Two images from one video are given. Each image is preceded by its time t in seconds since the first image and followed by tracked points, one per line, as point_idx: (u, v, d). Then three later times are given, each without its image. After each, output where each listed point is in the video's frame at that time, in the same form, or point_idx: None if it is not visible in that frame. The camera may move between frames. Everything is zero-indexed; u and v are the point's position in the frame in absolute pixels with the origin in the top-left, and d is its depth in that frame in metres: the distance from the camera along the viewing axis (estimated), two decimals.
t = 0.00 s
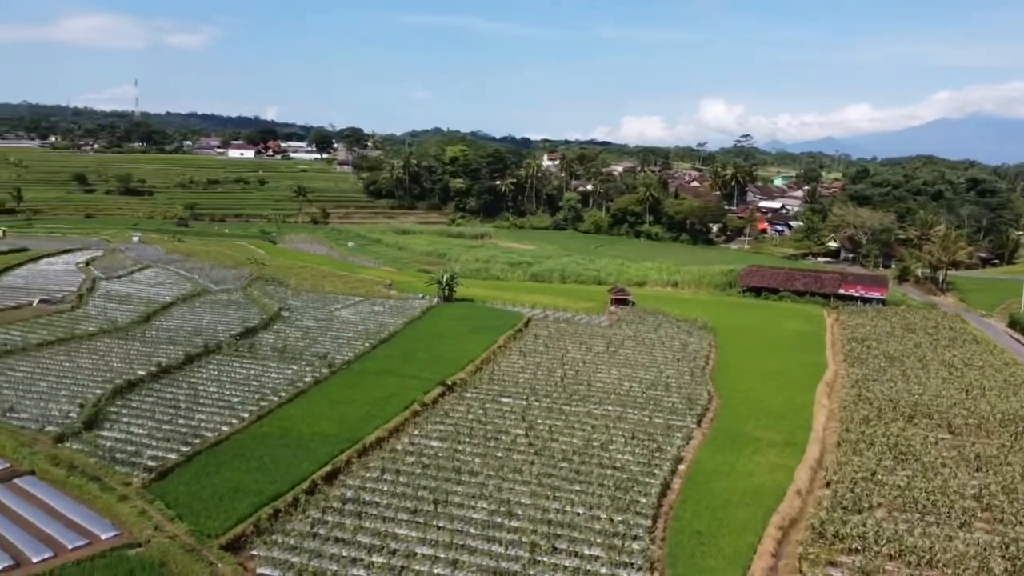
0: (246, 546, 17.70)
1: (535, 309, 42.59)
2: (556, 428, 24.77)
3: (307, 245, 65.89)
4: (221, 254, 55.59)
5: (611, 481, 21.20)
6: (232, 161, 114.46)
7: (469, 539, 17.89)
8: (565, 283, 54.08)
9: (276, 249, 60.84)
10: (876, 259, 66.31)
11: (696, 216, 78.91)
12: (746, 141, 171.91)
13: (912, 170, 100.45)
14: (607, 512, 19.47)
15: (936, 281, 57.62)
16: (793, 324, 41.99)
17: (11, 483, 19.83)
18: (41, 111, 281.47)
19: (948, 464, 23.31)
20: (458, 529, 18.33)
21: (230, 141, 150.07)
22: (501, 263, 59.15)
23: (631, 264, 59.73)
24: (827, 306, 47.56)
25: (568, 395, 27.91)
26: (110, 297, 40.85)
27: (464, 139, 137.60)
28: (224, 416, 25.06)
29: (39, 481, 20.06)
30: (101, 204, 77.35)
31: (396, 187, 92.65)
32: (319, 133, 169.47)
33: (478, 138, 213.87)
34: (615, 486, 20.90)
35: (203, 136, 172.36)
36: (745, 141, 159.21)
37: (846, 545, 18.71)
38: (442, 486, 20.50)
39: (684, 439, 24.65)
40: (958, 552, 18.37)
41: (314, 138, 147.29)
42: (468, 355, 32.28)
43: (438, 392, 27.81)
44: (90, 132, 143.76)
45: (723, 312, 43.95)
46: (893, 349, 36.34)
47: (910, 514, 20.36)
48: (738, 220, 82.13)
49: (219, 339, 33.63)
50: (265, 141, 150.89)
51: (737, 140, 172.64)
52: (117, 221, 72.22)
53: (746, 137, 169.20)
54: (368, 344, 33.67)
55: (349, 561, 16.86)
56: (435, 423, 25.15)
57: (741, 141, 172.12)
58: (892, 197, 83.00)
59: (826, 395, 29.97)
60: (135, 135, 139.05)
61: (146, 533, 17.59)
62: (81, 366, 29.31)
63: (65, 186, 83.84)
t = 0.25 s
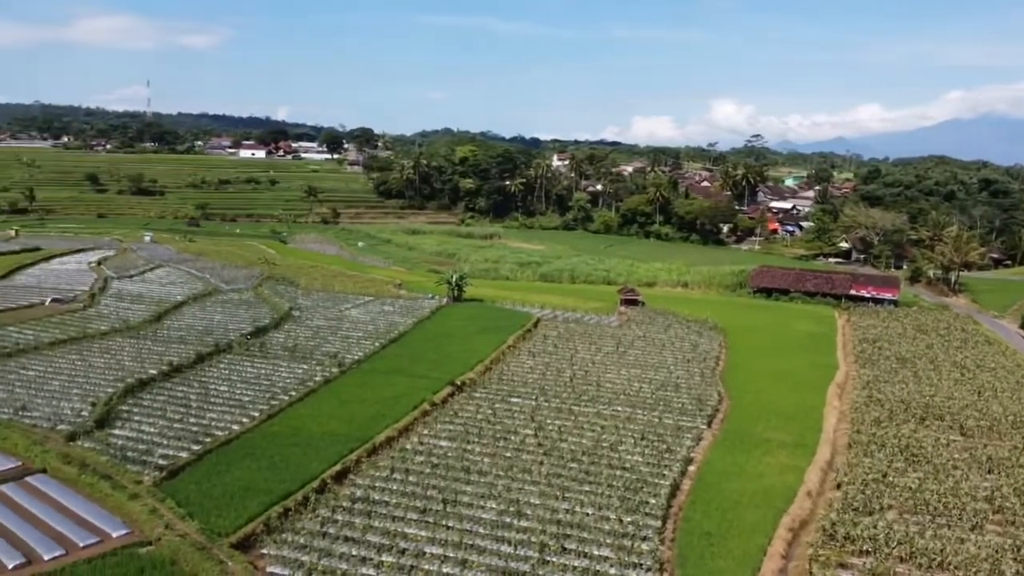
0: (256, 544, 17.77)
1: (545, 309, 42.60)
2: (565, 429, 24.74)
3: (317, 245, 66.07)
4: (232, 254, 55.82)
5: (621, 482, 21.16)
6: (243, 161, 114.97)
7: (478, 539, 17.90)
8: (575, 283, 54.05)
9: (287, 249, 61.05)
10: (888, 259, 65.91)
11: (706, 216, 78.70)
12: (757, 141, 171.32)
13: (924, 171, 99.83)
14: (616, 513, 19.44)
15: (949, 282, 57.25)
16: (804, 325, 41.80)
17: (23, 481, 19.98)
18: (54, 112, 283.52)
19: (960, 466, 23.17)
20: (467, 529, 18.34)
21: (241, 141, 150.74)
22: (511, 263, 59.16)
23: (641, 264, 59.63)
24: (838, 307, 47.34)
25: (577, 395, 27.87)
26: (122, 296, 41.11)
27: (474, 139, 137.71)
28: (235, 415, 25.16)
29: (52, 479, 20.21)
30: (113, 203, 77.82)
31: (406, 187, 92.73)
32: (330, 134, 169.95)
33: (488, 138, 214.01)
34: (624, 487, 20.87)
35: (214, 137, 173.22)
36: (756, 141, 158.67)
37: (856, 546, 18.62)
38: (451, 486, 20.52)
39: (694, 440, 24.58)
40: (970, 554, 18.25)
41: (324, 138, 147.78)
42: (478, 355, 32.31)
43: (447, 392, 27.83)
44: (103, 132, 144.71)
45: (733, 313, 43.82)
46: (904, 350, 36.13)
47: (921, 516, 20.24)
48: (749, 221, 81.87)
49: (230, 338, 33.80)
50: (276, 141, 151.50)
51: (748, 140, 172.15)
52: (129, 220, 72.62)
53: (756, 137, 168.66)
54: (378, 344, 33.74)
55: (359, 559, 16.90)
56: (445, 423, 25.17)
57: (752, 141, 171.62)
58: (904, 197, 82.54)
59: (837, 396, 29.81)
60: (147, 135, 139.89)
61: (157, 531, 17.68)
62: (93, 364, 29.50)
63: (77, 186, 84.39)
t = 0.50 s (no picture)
0: (267, 543, 17.86)
1: (556, 309, 42.61)
2: (576, 429, 24.72)
3: (328, 245, 66.28)
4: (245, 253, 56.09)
5: (631, 483, 21.12)
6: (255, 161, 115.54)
7: (488, 539, 17.92)
8: (585, 283, 54.03)
9: (299, 249, 61.27)
10: (901, 260, 65.38)
11: (718, 216, 78.45)
12: (770, 141, 170.67)
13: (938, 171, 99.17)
14: (627, 514, 19.41)
15: (962, 283, 56.85)
16: (815, 326, 41.59)
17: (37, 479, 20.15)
18: (70, 112, 285.40)
19: (973, 468, 23.00)
20: (477, 529, 18.36)
21: (254, 142, 151.52)
22: (522, 264, 59.17)
23: (652, 265, 59.54)
24: (850, 308, 47.09)
25: (588, 396, 27.84)
26: (136, 295, 41.40)
27: (485, 139, 137.80)
28: (247, 414, 25.28)
29: (65, 477, 20.37)
30: (126, 203, 78.34)
31: (418, 187, 92.57)
32: (342, 133, 170.65)
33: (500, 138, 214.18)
34: (635, 488, 20.83)
35: (227, 137, 174.27)
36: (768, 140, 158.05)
37: (869, 549, 18.52)
38: (462, 486, 20.55)
39: (705, 441, 24.51)
40: (983, 557, 18.12)
41: (336, 138, 148.39)
42: (488, 355, 32.34)
43: (458, 392, 27.85)
44: (117, 132, 145.81)
45: (745, 314, 43.66)
46: (917, 351, 35.90)
47: (934, 518, 20.10)
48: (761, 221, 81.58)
49: (242, 337, 33.98)
50: (289, 141, 152.20)
51: (760, 140, 171.60)
52: (143, 220, 73.07)
53: (769, 137, 168.10)
54: (389, 343, 33.83)
55: (369, 559, 16.94)
56: (455, 422, 25.21)
57: (764, 141, 171.06)
58: (917, 198, 82.04)
59: (849, 398, 29.65)
60: (161, 135, 140.83)
61: (169, 529, 17.79)
62: (106, 363, 29.72)
63: (91, 186, 85.00)
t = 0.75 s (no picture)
0: (277, 542, 17.92)
1: (565, 310, 42.61)
2: (585, 430, 24.69)
3: (339, 245, 66.47)
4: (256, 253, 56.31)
5: (641, 484, 21.08)
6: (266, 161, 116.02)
7: (497, 539, 17.93)
8: (595, 283, 53.98)
9: (310, 249, 61.46)
10: (912, 261, 64.99)
11: (729, 217, 78.21)
12: (780, 141, 170.03)
13: (951, 172, 98.60)
14: (636, 515, 19.38)
15: (974, 285, 56.47)
16: (826, 327, 41.43)
17: (49, 477, 20.27)
18: (82, 112, 287.15)
19: (985, 470, 22.84)
20: (486, 529, 18.37)
21: (265, 142, 152.18)
22: (532, 264, 59.16)
23: (662, 265, 59.45)
24: (861, 309, 46.86)
25: (597, 396, 27.80)
26: (147, 295, 41.64)
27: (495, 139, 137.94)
28: (257, 414, 25.38)
29: (76, 475, 20.51)
30: (138, 203, 78.78)
31: (428, 188, 92.77)
32: (352, 133, 171.19)
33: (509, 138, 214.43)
34: (644, 489, 20.79)
35: (238, 137, 175.16)
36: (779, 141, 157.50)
37: (879, 551, 18.43)
38: (471, 486, 20.56)
39: (715, 442, 24.44)
40: (994, 559, 18.01)
41: (347, 139, 148.84)
42: (498, 355, 32.36)
43: (467, 392, 27.87)
44: (129, 132, 146.71)
45: (755, 314, 43.51)
46: (929, 353, 35.68)
47: (945, 520, 19.99)
48: (772, 222, 81.31)
49: (253, 337, 34.11)
50: (299, 141, 152.78)
51: (771, 140, 171.09)
52: (154, 220, 73.46)
53: (780, 138, 167.59)
54: (399, 343, 33.89)
55: (379, 558, 16.98)
56: (464, 422, 25.22)
57: (775, 141, 170.55)
58: (930, 198, 81.57)
59: (860, 399, 29.50)
60: (172, 135, 141.60)
61: (179, 527, 17.88)
62: (117, 362, 29.89)
63: (103, 186, 85.51)
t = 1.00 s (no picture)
0: (289, 541, 17.99)
1: (576, 310, 42.57)
2: (596, 431, 24.65)
3: (351, 245, 66.66)
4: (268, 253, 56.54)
5: (652, 485, 21.03)
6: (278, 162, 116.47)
7: (508, 539, 17.93)
8: (606, 284, 53.90)
9: (322, 249, 61.67)
10: (925, 262, 64.57)
11: (741, 217, 77.88)
12: (793, 141, 169.22)
13: (965, 172, 97.86)
14: (647, 516, 19.34)
15: (989, 286, 56.02)
16: (839, 328, 41.22)
17: (62, 475, 20.43)
18: (97, 113, 289.22)
19: (998, 473, 22.65)
20: (496, 529, 18.38)
21: (277, 143, 152.78)
22: (542, 264, 59.12)
23: (674, 265, 59.31)
24: (875, 310, 46.57)
25: (608, 397, 27.75)
26: (160, 294, 41.89)
27: (507, 139, 138.01)
28: (270, 412, 25.49)
29: (89, 473, 20.66)
30: (152, 203, 79.28)
31: (439, 188, 92.95)
32: (364, 134, 171.66)
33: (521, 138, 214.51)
34: (655, 490, 20.74)
35: (250, 138, 175.94)
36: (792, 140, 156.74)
37: (892, 553, 18.32)
38: (482, 486, 20.57)
39: (727, 443, 24.36)
40: (1007, 562, 17.86)
41: (359, 139, 149.23)
42: (508, 355, 32.38)
43: (478, 392, 27.88)
44: (143, 133, 147.53)
45: (767, 315, 43.33)
46: (942, 354, 35.42)
47: (959, 523, 19.85)
48: (784, 222, 80.99)
49: (265, 336, 34.27)
50: (311, 142, 153.35)
51: (783, 140, 170.35)
52: (167, 220, 73.90)
53: (792, 138, 166.89)
54: (410, 343, 33.95)
55: (389, 557, 17.01)
56: (475, 422, 25.24)
57: (787, 141, 169.83)
58: (943, 198, 81.00)
59: (873, 401, 29.33)
60: (186, 136, 142.41)
61: (191, 526, 17.97)
62: (130, 361, 30.08)
63: (117, 186, 86.09)
